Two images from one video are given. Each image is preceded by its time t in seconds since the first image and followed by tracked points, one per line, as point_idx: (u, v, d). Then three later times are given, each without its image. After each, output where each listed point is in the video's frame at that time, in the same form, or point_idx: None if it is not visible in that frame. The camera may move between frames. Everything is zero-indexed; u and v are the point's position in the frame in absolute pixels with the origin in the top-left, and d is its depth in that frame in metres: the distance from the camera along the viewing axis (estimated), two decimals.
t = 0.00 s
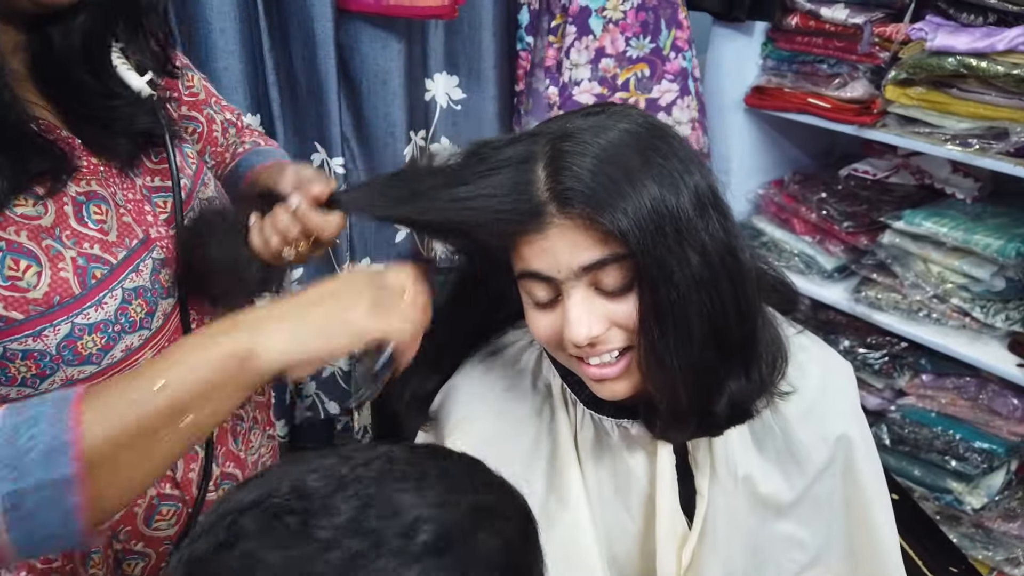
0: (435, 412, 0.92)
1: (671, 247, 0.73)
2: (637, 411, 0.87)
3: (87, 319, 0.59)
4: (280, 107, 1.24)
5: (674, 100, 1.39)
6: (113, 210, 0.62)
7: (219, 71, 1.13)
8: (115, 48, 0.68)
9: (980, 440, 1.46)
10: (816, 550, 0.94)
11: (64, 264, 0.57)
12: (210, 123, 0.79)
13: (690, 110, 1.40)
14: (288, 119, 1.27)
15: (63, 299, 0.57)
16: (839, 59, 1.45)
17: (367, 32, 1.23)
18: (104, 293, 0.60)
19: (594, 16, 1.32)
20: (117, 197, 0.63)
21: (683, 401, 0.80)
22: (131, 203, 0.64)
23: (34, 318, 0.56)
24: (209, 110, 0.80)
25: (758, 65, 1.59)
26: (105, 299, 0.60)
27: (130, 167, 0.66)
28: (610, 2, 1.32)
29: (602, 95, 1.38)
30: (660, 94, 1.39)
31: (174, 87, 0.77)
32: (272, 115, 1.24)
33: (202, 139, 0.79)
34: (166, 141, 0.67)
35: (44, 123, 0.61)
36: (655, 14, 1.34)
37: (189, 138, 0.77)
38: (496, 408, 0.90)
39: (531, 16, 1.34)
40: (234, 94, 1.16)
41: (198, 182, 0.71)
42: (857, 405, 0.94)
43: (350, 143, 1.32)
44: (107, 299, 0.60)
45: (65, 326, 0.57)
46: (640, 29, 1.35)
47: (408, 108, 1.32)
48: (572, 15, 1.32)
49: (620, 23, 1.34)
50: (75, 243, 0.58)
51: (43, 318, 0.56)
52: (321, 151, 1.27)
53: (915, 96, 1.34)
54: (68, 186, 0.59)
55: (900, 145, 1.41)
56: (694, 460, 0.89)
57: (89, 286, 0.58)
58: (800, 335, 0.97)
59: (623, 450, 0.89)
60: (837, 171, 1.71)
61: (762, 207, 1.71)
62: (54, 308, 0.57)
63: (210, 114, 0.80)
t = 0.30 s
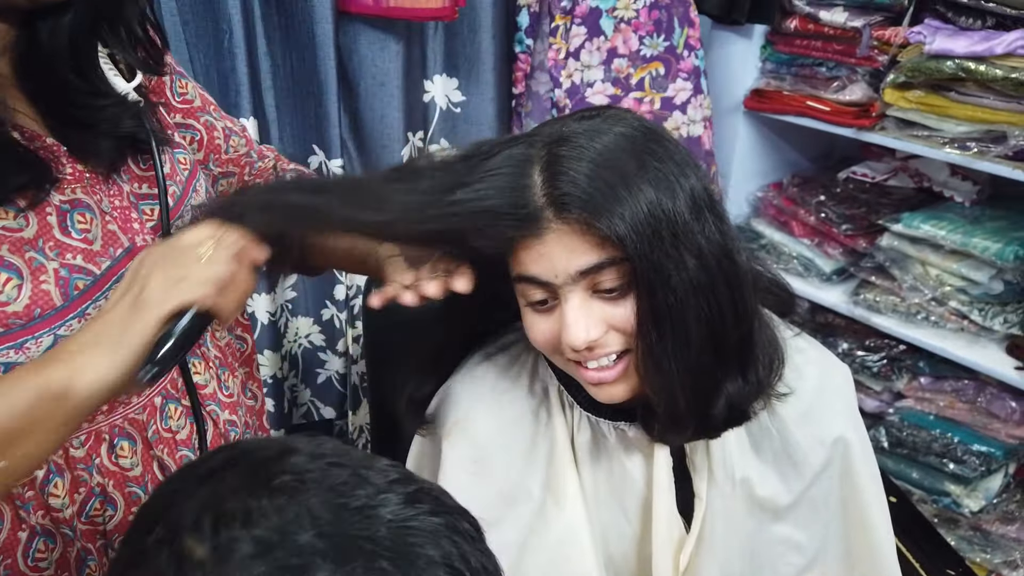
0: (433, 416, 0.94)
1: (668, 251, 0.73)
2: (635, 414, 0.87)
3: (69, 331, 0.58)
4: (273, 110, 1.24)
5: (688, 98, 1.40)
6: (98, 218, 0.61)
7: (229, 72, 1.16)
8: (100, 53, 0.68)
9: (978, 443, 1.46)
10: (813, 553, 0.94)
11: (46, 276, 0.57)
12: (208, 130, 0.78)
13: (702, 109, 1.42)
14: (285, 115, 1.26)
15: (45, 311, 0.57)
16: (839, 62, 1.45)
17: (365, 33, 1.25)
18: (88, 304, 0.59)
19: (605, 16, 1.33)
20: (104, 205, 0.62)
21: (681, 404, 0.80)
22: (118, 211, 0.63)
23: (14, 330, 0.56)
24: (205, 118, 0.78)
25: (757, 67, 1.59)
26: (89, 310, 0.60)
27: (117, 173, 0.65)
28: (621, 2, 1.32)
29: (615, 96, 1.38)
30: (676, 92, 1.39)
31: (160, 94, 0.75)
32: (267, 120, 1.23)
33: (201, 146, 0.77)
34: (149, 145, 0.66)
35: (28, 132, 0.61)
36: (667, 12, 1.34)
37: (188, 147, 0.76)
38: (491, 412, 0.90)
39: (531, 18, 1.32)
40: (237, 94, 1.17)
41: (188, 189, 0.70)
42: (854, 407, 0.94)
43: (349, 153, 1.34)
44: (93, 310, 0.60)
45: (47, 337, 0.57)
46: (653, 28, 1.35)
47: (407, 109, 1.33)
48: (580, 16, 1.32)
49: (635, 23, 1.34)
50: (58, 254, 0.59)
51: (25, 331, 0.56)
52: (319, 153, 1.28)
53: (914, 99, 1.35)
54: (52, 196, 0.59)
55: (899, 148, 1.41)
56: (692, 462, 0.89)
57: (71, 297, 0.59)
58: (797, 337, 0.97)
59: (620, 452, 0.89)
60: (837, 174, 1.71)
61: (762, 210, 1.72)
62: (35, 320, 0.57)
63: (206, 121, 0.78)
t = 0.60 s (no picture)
0: (432, 417, 0.92)
1: (666, 251, 0.73)
2: (635, 413, 0.88)
3: (65, 330, 0.58)
4: (268, 112, 1.26)
5: (696, 98, 1.42)
6: (100, 222, 0.61)
7: (225, 74, 1.16)
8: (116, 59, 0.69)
9: (975, 444, 1.46)
10: (811, 553, 0.95)
11: (41, 276, 0.57)
12: (211, 139, 0.77)
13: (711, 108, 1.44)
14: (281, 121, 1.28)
15: (40, 309, 0.57)
16: (836, 65, 1.46)
17: (365, 36, 1.25)
18: (85, 304, 0.59)
19: (612, 19, 1.33)
20: (106, 210, 0.62)
21: (680, 405, 0.80)
22: (121, 215, 0.63)
23: (10, 327, 0.56)
24: (209, 127, 0.77)
25: (756, 70, 1.60)
26: (85, 310, 0.59)
27: (122, 177, 0.65)
28: (627, 4, 1.33)
29: (623, 98, 1.39)
30: (682, 93, 1.41)
31: (167, 100, 0.74)
32: (262, 122, 1.26)
33: (204, 155, 0.77)
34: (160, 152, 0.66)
35: (31, 135, 0.61)
36: (673, 13, 1.36)
37: (193, 156, 0.75)
38: (488, 412, 0.91)
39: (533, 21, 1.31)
40: (236, 97, 1.18)
41: (194, 194, 0.70)
42: (851, 407, 0.94)
43: (348, 160, 1.34)
44: (89, 310, 0.60)
45: (43, 336, 0.57)
46: (658, 30, 1.36)
47: (404, 109, 1.34)
48: (587, 18, 1.32)
49: (640, 25, 1.35)
50: (52, 254, 0.58)
51: (20, 328, 0.56)
52: (315, 155, 1.28)
53: (912, 102, 1.35)
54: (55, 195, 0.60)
55: (897, 149, 1.41)
56: (691, 462, 0.89)
57: (67, 297, 0.58)
58: (795, 337, 0.97)
59: (618, 452, 0.90)
60: (835, 176, 1.72)
61: (760, 211, 1.72)
62: (32, 318, 0.57)
63: (210, 130, 0.77)
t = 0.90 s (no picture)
0: (434, 411, 0.92)
1: (665, 245, 0.74)
2: (636, 409, 0.88)
3: (82, 323, 0.59)
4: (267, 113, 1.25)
5: (695, 99, 1.43)
6: (109, 217, 0.61)
7: (225, 74, 1.16)
8: (115, 58, 0.68)
9: (975, 445, 1.46)
10: (812, 551, 0.94)
11: (63, 267, 0.57)
12: (205, 138, 0.78)
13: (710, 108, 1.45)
14: (280, 123, 1.28)
15: (62, 301, 0.57)
16: (836, 66, 1.46)
17: (360, 40, 1.27)
18: (102, 300, 0.60)
19: (612, 20, 1.33)
20: (112, 205, 0.62)
21: (681, 402, 0.80)
22: (127, 211, 0.64)
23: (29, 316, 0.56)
24: (203, 125, 0.78)
25: (756, 70, 1.60)
26: (103, 306, 0.60)
27: (122, 176, 0.64)
28: (627, 6, 1.34)
29: (622, 99, 1.39)
30: (682, 94, 1.42)
31: (163, 99, 0.75)
32: (261, 122, 1.24)
33: (198, 153, 0.78)
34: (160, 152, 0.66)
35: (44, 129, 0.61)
36: (672, 15, 1.37)
37: (189, 152, 0.76)
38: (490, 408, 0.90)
39: (534, 22, 1.30)
40: (235, 96, 1.17)
41: (192, 191, 0.71)
42: (852, 404, 0.94)
43: (346, 162, 1.34)
44: (106, 305, 0.60)
45: (60, 327, 0.58)
46: (658, 32, 1.37)
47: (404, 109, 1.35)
48: (587, 20, 1.32)
49: (639, 26, 1.36)
50: (74, 246, 0.58)
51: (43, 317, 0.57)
52: (314, 156, 1.28)
53: (911, 102, 1.35)
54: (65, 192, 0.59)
55: (896, 150, 1.42)
56: (692, 458, 0.89)
57: (87, 291, 0.59)
58: (795, 334, 0.98)
59: (619, 447, 0.90)
60: (833, 176, 1.72)
61: (759, 212, 1.72)
62: (52, 309, 0.57)
63: (204, 129, 0.78)
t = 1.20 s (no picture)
0: (437, 410, 0.93)
1: (675, 245, 0.73)
2: (643, 409, 0.88)
3: (77, 329, 0.57)
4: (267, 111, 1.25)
5: (681, 101, 1.39)
6: (106, 220, 0.61)
7: (222, 72, 1.15)
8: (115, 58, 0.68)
9: (975, 444, 1.46)
10: (814, 551, 0.94)
11: (57, 274, 0.56)
12: (202, 146, 0.77)
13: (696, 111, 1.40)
14: (281, 121, 1.28)
15: (54, 309, 0.56)
16: (836, 65, 1.46)
17: (359, 38, 1.27)
18: (97, 304, 0.58)
19: (598, 21, 1.31)
20: (110, 207, 0.62)
21: (693, 398, 0.80)
22: (124, 214, 0.63)
23: (22, 325, 0.54)
24: (200, 133, 0.77)
25: (755, 70, 1.60)
26: (97, 311, 0.58)
27: (121, 177, 0.64)
28: (614, 6, 1.31)
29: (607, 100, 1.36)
30: (668, 96, 1.38)
31: (162, 103, 0.74)
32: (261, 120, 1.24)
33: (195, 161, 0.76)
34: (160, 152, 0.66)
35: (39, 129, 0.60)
36: (662, 15, 1.33)
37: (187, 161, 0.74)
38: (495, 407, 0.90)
39: (530, 20, 1.33)
40: (233, 95, 1.17)
41: (192, 195, 0.70)
42: (855, 404, 0.94)
43: (347, 163, 1.35)
44: (100, 310, 0.58)
45: (54, 334, 0.56)
46: (647, 32, 1.34)
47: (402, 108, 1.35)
48: (572, 20, 1.30)
49: (618, 27, 1.33)
50: (67, 254, 0.57)
51: (34, 326, 0.55)
52: (314, 153, 1.28)
53: (910, 101, 1.35)
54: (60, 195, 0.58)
55: (896, 149, 1.42)
56: (696, 458, 0.89)
57: (81, 296, 0.57)
58: (797, 332, 0.97)
59: (623, 448, 0.90)
60: (833, 176, 1.72)
61: (759, 211, 1.72)
62: (45, 317, 0.55)
63: (200, 137, 0.77)
